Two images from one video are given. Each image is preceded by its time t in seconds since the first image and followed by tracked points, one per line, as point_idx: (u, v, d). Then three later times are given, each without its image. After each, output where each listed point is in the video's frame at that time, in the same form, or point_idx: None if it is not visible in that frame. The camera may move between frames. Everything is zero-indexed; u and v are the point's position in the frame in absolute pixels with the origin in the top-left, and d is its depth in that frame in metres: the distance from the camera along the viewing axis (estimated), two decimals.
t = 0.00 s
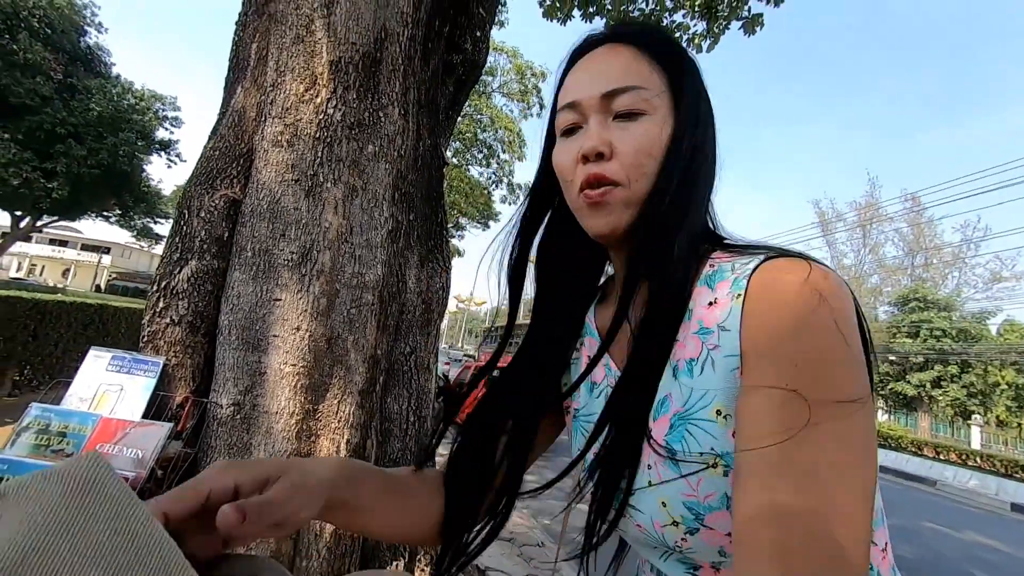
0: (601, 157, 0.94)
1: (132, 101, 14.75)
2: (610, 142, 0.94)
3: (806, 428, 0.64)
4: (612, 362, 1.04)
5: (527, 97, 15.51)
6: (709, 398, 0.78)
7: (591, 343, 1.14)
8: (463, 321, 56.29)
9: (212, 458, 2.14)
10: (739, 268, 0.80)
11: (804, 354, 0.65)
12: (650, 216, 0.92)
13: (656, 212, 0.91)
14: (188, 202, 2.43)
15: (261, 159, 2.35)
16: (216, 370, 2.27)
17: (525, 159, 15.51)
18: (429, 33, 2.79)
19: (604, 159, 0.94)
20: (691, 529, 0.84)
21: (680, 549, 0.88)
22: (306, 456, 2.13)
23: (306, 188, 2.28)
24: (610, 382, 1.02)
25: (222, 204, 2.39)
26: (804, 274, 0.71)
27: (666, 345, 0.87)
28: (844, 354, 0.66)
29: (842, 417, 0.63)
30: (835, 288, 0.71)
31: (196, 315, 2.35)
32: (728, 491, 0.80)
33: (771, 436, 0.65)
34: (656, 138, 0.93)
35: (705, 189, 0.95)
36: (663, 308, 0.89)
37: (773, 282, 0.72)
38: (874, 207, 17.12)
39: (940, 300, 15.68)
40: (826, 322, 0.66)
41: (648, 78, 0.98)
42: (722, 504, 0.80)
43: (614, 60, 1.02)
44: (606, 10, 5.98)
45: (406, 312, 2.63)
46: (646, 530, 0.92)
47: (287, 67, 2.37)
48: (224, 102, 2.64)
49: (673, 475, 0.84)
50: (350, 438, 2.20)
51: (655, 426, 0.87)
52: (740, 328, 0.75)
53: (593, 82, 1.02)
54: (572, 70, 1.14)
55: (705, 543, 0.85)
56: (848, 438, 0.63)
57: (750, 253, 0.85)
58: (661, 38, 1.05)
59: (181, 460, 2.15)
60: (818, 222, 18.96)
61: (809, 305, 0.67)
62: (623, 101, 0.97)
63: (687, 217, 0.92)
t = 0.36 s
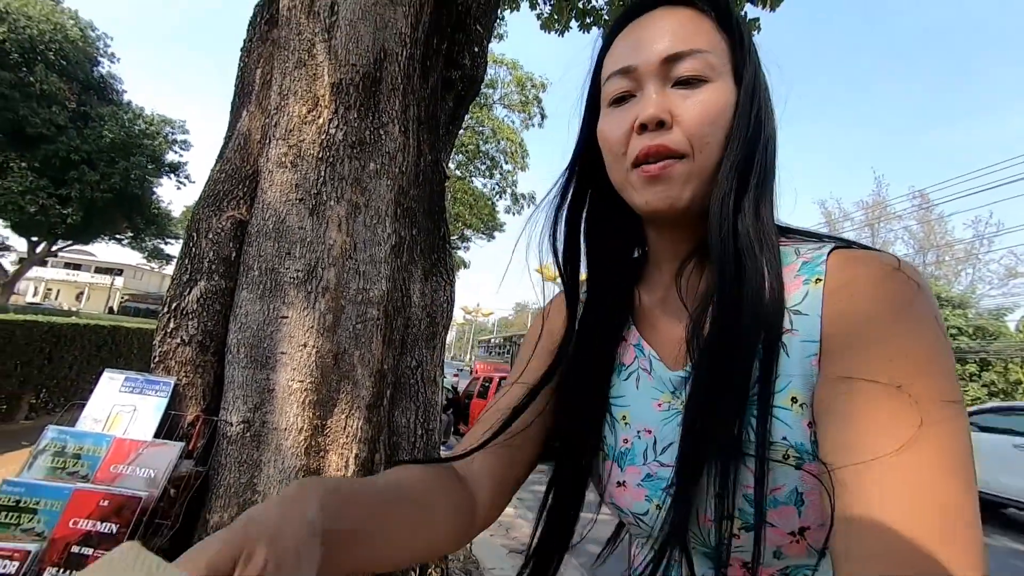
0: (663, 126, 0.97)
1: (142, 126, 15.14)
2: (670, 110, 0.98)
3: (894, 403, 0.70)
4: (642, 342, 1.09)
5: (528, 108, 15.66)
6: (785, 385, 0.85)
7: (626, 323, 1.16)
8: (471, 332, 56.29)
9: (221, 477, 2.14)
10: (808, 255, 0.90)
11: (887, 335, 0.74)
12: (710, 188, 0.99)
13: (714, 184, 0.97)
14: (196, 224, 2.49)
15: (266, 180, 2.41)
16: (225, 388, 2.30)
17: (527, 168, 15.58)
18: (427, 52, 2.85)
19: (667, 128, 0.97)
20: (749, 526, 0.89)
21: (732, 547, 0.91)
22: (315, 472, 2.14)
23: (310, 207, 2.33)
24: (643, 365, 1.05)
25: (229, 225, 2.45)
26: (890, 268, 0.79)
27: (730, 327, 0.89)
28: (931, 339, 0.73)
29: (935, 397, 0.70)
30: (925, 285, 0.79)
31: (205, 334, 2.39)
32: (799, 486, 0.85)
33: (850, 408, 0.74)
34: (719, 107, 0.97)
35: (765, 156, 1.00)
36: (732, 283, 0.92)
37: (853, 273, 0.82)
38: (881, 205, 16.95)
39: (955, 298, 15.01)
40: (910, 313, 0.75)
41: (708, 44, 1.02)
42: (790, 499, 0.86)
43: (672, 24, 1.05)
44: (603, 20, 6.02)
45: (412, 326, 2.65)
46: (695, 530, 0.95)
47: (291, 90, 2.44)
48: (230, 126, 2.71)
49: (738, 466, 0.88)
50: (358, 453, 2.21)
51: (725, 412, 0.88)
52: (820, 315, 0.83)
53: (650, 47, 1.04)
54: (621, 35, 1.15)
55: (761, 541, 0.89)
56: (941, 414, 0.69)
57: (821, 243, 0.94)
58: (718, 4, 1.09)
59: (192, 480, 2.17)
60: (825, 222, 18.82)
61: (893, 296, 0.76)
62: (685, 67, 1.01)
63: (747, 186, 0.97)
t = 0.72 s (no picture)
0: (668, 107, 0.93)
1: (153, 151, 15.52)
2: (676, 92, 0.93)
3: (899, 360, 0.62)
4: (641, 328, 1.08)
5: (529, 117, 15.78)
6: (786, 368, 0.83)
7: (625, 309, 1.16)
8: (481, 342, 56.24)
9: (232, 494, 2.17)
10: (815, 237, 0.86)
11: (890, 295, 0.67)
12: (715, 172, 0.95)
13: (726, 171, 0.93)
14: (200, 245, 2.54)
15: (267, 198, 2.45)
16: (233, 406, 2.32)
17: (530, 177, 15.67)
18: (421, 66, 2.89)
19: (672, 109, 0.93)
20: (741, 514, 0.85)
21: (722, 536, 0.88)
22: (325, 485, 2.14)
23: (311, 223, 2.37)
24: (641, 350, 1.05)
25: (233, 244, 2.50)
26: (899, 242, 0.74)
27: (729, 313, 0.89)
28: (947, 302, 0.65)
29: (952, 358, 0.60)
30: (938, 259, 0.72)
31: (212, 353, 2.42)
32: (795, 475, 0.81)
33: (848, 372, 0.67)
34: (728, 86, 0.92)
35: (775, 139, 0.95)
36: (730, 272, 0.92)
37: (857, 248, 0.78)
38: (891, 199, 16.72)
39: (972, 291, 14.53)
40: (919, 274, 0.68)
41: (718, 20, 0.96)
42: (784, 488, 0.82)
43: None
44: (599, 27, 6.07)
45: (416, 337, 2.66)
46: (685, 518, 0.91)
47: (289, 110, 2.49)
48: (232, 146, 2.77)
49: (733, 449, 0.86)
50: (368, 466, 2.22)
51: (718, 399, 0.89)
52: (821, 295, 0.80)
53: (655, 25, 0.99)
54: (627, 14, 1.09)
55: (753, 531, 0.85)
56: (958, 376, 0.59)
57: (829, 225, 0.90)
58: None
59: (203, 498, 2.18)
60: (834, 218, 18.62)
61: (897, 261, 0.70)
62: (692, 46, 0.95)
63: (755, 171, 0.92)
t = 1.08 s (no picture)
0: (653, 143, 0.96)
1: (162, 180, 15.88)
2: (660, 128, 0.97)
3: (868, 413, 0.67)
4: (633, 348, 1.10)
5: (529, 137, 16.07)
6: (759, 397, 0.84)
7: (621, 331, 1.18)
8: (486, 362, 55.91)
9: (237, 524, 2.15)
10: (799, 267, 0.88)
11: (863, 344, 0.71)
12: (700, 202, 0.98)
13: (709, 201, 0.96)
14: (208, 274, 2.60)
15: (273, 227, 2.51)
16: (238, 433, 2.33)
17: (532, 197, 15.84)
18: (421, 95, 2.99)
19: (656, 144, 0.96)
20: (712, 533, 0.86)
21: (694, 555, 0.87)
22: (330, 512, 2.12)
23: (316, 251, 2.42)
24: (632, 371, 1.06)
25: (239, 273, 2.56)
26: (873, 281, 0.78)
27: (714, 340, 0.91)
28: (917, 354, 0.69)
29: (917, 411, 0.66)
30: (909, 301, 0.76)
31: (218, 381, 2.45)
32: (762, 498, 0.82)
33: (821, 415, 0.72)
34: (711, 122, 0.96)
35: (759, 173, 0.98)
36: (709, 298, 0.95)
37: (836, 285, 0.80)
38: (892, 210, 16.72)
39: (980, 300, 14.19)
40: (890, 324, 0.72)
41: (701, 61, 1.00)
42: (752, 511, 0.82)
43: (667, 40, 1.03)
44: (595, 50, 6.22)
45: (419, 361, 2.67)
46: (658, 533, 0.92)
47: (293, 142, 2.58)
48: (239, 177, 2.85)
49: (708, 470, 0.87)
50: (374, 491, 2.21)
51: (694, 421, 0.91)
52: (799, 328, 0.82)
53: (643, 64, 1.03)
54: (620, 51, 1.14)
55: (723, 551, 0.85)
56: (922, 429, 0.65)
57: (814, 255, 0.91)
58: (717, 18, 1.06)
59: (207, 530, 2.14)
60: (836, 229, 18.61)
61: (870, 306, 0.74)
62: (675, 85, 0.99)
63: (737, 203, 0.95)
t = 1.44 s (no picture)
0: (646, 181, 1.01)
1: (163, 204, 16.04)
2: (653, 167, 1.01)
3: (869, 431, 0.70)
4: (637, 369, 1.13)
5: (526, 156, 16.32)
6: (760, 411, 0.85)
7: (624, 352, 1.21)
8: (486, 380, 55.43)
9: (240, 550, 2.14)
10: (791, 290, 0.91)
11: (855, 364, 0.75)
12: (693, 234, 1.02)
13: (701, 233, 1.00)
14: (212, 299, 2.63)
15: (277, 251, 2.55)
16: (242, 457, 2.32)
17: (529, 215, 16.00)
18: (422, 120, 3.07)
19: (650, 182, 1.01)
20: (718, 544, 0.86)
21: (700, 566, 0.88)
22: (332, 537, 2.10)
23: (319, 274, 2.45)
24: (637, 391, 1.09)
25: (244, 297, 2.59)
26: (855, 303, 0.82)
27: (714, 356, 0.93)
28: (905, 369, 0.73)
29: (911, 422, 0.69)
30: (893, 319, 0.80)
31: (221, 405, 2.46)
32: (766, 509, 0.83)
33: (825, 437, 0.74)
34: (699, 161, 1.01)
35: (747, 207, 1.02)
36: (707, 319, 0.97)
37: (826, 307, 0.84)
38: (887, 223, 16.88)
39: (979, 312, 14.18)
40: (877, 343, 0.76)
41: (689, 105, 1.05)
42: (756, 521, 0.83)
43: (659, 86, 1.08)
44: (590, 71, 6.38)
45: (422, 382, 2.67)
46: (668, 546, 0.93)
47: (298, 167, 2.64)
48: (244, 203, 2.90)
49: (713, 482, 0.88)
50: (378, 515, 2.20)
51: (697, 434, 0.91)
52: (797, 348, 0.84)
53: (636, 109, 1.08)
54: (615, 95, 1.20)
55: (729, 562, 0.86)
56: (921, 442, 0.67)
57: (803, 279, 0.95)
58: (703, 65, 1.11)
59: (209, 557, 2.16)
60: (832, 243, 18.75)
61: (858, 327, 0.78)
62: (665, 128, 1.04)
63: (727, 236, 0.99)
